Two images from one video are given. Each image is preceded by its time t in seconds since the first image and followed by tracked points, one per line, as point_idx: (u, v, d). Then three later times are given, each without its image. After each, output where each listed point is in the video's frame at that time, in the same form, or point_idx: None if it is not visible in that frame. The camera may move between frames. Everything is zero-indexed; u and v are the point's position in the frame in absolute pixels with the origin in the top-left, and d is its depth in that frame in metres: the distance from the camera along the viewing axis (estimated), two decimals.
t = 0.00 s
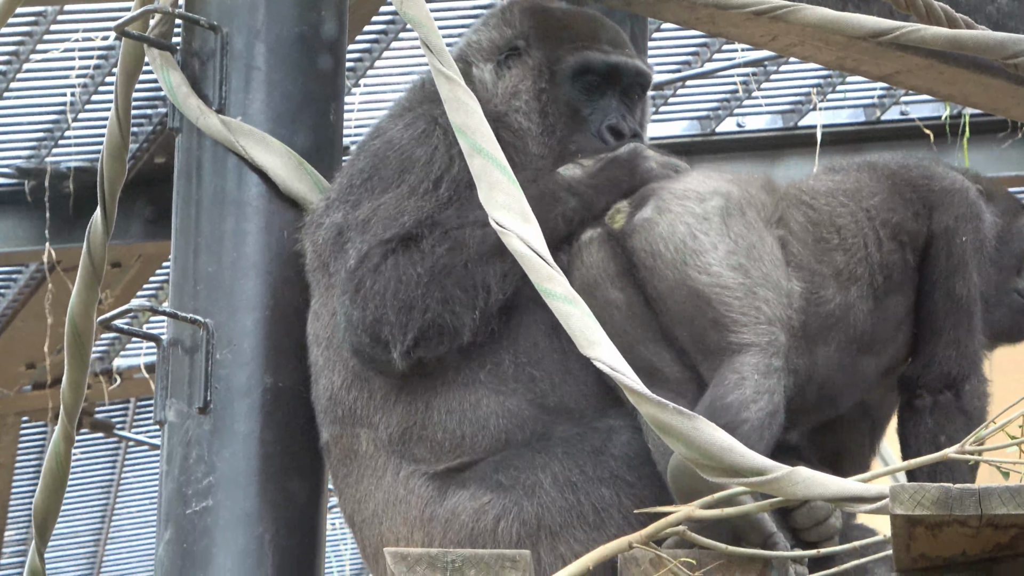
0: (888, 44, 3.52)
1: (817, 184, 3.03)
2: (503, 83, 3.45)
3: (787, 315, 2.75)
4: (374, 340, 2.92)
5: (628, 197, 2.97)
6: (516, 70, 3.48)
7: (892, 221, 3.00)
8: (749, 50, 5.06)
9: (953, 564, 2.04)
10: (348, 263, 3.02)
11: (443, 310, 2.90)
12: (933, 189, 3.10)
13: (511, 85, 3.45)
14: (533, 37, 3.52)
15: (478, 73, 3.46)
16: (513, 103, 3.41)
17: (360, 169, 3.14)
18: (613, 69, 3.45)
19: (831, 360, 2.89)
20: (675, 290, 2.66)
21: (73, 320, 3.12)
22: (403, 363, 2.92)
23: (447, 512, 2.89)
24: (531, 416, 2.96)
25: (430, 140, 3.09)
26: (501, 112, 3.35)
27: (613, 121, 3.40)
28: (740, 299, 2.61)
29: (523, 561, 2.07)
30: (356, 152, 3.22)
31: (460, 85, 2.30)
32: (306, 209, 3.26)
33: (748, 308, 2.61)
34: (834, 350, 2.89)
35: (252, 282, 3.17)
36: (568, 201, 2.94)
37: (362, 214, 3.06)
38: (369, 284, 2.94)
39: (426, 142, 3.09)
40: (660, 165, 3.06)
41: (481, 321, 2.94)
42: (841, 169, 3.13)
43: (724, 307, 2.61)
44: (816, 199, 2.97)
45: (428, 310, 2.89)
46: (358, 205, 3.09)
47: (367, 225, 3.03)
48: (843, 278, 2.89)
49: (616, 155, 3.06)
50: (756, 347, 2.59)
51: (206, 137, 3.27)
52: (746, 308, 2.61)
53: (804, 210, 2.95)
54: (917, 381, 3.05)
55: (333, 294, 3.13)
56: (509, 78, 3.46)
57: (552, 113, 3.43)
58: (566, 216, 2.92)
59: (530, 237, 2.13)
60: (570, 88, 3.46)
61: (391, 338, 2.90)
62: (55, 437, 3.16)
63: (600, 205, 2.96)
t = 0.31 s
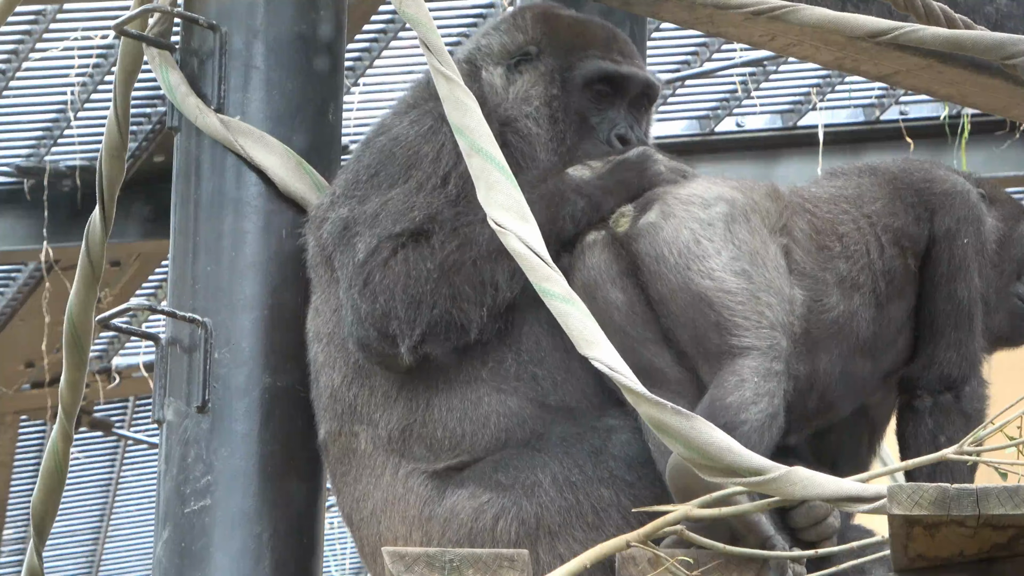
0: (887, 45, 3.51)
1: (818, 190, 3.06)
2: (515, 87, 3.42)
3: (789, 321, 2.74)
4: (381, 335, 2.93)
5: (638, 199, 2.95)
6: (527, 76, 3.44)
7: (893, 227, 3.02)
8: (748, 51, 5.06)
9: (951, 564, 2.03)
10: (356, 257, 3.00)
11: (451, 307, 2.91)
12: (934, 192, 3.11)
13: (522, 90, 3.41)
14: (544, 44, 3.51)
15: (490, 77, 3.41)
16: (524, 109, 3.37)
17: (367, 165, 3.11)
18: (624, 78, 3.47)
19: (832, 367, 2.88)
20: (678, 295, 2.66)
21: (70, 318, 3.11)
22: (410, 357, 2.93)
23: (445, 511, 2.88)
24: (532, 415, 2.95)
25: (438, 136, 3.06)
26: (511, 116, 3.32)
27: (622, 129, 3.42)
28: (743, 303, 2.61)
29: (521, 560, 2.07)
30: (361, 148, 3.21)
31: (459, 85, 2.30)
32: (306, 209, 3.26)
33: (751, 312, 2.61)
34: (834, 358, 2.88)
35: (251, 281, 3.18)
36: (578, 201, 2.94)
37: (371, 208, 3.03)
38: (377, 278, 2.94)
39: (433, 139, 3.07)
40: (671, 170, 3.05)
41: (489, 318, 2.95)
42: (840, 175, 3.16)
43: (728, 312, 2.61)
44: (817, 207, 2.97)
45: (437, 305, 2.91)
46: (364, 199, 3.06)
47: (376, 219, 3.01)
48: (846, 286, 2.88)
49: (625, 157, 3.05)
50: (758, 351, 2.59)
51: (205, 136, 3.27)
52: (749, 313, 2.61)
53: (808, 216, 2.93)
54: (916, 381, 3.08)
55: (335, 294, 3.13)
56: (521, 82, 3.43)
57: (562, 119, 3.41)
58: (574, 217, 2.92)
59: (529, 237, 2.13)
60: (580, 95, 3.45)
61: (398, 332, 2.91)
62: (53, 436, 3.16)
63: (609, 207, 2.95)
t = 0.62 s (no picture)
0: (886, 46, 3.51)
1: (814, 193, 3.06)
2: (518, 89, 3.42)
3: (779, 322, 2.73)
4: (378, 335, 2.93)
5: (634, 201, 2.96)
6: (529, 79, 3.45)
7: (888, 229, 3.03)
8: (746, 52, 5.06)
9: (948, 564, 2.04)
10: (354, 257, 3.00)
11: (448, 307, 2.91)
12: (929, 192, 3.10)
13: (526, 93, 3.42)
14: (549, 48, 3.50)
15: (493, 79, 3.42)
16: (527, 112, 3.38)
17: (364, 166, 3.11)
18: (627, 85, 3.45)
19: (830, 368, 2.88)
20: (666, 296, 2.66)
21: (68, 320, 3.10)
22: (407, 357, 2.93)
23: (442, 512, 2.88)
24: (529, 415, 2.95)
25: (434, 137, 3.07)
26: (512, 119, 3.33)
27: (623, 135, 3.41)
28: (730, 304, 2.61)
29: (518, 561, 2.06)
30: (359, 148, 3.21)
31: (455, 85, 2.30)
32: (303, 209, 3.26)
33: (737, 311, 2.61)
34: (831, 360, 2.88)
35: (248, 282, 3.18)
36: (576, 202, 2.94)
37: (368, 209, 3.03)
38: (375, 278, 2.93)
39: (430, 139, 3.07)
40: (667, 171, 3.05)
41: (486, 319, 2.95)
42: (835, 177, 3.17)
43: (715, 311, 2.60)
44: (812, 211, 2.97)
45: (434, 305, 2.91)
46: (362, 200, 3.06)
47: (373, 219, 3.00)
48: (842, 289, 2.88)
49: (622, 157, 3.05)
50: (744, 351, 2.58)
51: (202, 136, 3.28)
52: (736, 312, 2.60)
53: (803, 220, 2.94)
54: (911, 381, 3.08)
55: (331, 294, 3.12)
56: (524, 86, 3.44)
57: (564, 123, 3.42)
58: (572, 219, 2.92)
59: (526, 237, 2.13)
60: (584, 101, 3.45)
61: (396, 332, 2.91)
62: (51, 438, 3.15)
63: (606, 208, 2.95)
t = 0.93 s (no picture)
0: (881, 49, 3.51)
1: (805, 198, 3.06)
2: (510, 92, 3.43)
3: (768, 324, 2.73)
4: (374, 339, 2.92)
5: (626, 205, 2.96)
6: (523, 82, 3.45)
7: (880, 232, 3.02)
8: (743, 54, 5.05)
9: (946, 567, 2.03)
10: (348, 261, 3.00)
11: (443, 311, 2.91)
12: (920, 194, 3.09)
13: (519, 94, 3.42)
14: (542, 49, 3.49)
15: (486, 81, 3.44)
16: (519, 114, 3.38)
17: (359, 170, 3.11)
18: (620, 88, 3.45)
19: (823, 372, 2.87)
20: (655, 299, 2.66)
21: (64, 323, 3.10)
22: (402, 362, 2.93)
23: (440, 515, 2.87)
24: (525, 419, 2.95)
25: (429, 140, 3.07)
26: (504, 121, 3.34)
27: (616, 138, 3.40)
28: (720, 306, 2.60)
29: (515, 563, 2.07)
30: (354, 151, 3.21)
31: (452, 87, 2.30)
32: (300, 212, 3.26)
33: (728, 313, 2.60)
34: (825, 365, 2.88)
35: (245, 285, 3.17)
36: (569, 205, 2.93)
37: (362, 213, 3.02)
38: (369, 283, 2.93)
39: (424, 143, 3.07)
40: (660, 174, 3.05)
41: (481, 323, 2.95)
42: (829, 180, 3.17)
43: (703, 313, 2.60)
44: (804, 215, 2.97)
45: (430, 310, 2.90)
46: (356, 204, 3.06)
47: (368, 223, 3.00)
48: (835, 292, 2.88)
49: (616, 161, 3.05)
50: (733, 353, 2.57)
51: (198, 140, 3.28)
52: (725, 313, 2.60)
53: (796, 225, 2.93)
54: (907, 384, 3.09)
55: (326, 298, 3.12)
56: (517, 88, 3.44)
57: (557, 125, 3.42)
58: (566, 222, 2.92)
59: (522, 239, 2.13)
60: (576, 103, 3.45)
61: (391, 337, 2.91)
62: (47, 441, 3.15)
63: (600, 211, 2.95)
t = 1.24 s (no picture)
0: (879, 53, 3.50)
1: (800, 205, 3.06)
2: (505, 97, 3.42)
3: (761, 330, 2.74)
4: (371, 346, 2.92)
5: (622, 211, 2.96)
6: (517, 88, 3.44)
7: (876, 239, 3.02)
8: (739, 60, 5.05)
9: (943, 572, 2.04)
10: (344, 268, 3.00)
11: (440, 317, 2.90)
12: (916, 201, 3.10)
13: (514, 100, 3.41)
14: (537, 55, 3.50)
15: (481, 87, 3.41)
16: (515, 119, 3.37)
17: (356, 176, 3.12)
18: (614, 93, 3.46)
19: (819, 380, 2.87)
20: (648, 306, 2.66)
21: (63, 328, 3.11)
22: (399, 369, 2.93)
23: (437, 520, 2.87)
24: (521, 426, 2.95)
25: (425, 147, 3.07)
26: (499, 126, 3.33)
27: (611, 143, 3.42)
28: (713, 312, 2.60)
29: (513, 569, 2.07)
30: (351, 158, 3.21)
31: (449, 93, 2.30)
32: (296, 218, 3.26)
33: (720, 320, 2.59)
34: (821, 372, 2.88)
35: (242, 291, 3.17)
36: (565, 212, 2.93)
37: (359, 220, 3.03)
38: (365, 290, 2.93)
39: (421, 149, 3.07)
40: (655, 181, 3.06)
41: (477, 329, 2.94)
42: (825, 186, 3.17)
43: (696, 320, 2.60)
44: (799, 222, 2.97)
45: (426, 317, 2.90)
46: (353, 211, 3.06)
47: (364, 230, 3.00)
48: (831, 300, 2.88)
49: (612, 167, 3.07)
50: (727, 360, 2.57)
51: (196, 145, 3.28)
52: (718, 319, 2.59)
53: (790, 232, 2.94)
54: (903, 391, 3.10)
55: (322, 304, 3.12)
56: (513, 93, 3.43)
57: (553, 131, 3.42)
58: (562, 228, 2.92)
59: (519, 246, 2.13)
60: (571, 108, 3.46)
61: (387, 344, 2.91)
62: (45, 447, 3.15)
63: (596, 218, 2.95)
